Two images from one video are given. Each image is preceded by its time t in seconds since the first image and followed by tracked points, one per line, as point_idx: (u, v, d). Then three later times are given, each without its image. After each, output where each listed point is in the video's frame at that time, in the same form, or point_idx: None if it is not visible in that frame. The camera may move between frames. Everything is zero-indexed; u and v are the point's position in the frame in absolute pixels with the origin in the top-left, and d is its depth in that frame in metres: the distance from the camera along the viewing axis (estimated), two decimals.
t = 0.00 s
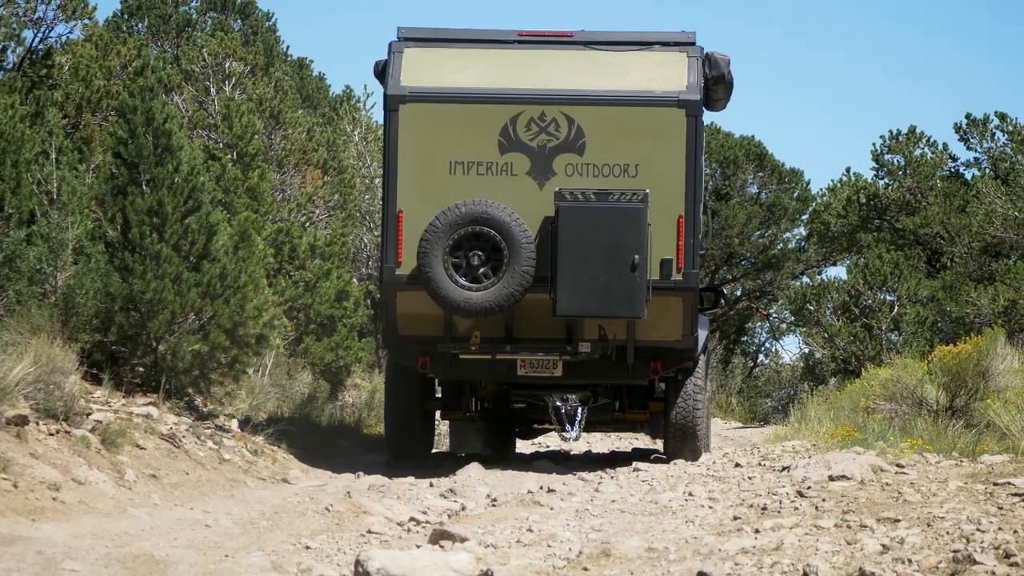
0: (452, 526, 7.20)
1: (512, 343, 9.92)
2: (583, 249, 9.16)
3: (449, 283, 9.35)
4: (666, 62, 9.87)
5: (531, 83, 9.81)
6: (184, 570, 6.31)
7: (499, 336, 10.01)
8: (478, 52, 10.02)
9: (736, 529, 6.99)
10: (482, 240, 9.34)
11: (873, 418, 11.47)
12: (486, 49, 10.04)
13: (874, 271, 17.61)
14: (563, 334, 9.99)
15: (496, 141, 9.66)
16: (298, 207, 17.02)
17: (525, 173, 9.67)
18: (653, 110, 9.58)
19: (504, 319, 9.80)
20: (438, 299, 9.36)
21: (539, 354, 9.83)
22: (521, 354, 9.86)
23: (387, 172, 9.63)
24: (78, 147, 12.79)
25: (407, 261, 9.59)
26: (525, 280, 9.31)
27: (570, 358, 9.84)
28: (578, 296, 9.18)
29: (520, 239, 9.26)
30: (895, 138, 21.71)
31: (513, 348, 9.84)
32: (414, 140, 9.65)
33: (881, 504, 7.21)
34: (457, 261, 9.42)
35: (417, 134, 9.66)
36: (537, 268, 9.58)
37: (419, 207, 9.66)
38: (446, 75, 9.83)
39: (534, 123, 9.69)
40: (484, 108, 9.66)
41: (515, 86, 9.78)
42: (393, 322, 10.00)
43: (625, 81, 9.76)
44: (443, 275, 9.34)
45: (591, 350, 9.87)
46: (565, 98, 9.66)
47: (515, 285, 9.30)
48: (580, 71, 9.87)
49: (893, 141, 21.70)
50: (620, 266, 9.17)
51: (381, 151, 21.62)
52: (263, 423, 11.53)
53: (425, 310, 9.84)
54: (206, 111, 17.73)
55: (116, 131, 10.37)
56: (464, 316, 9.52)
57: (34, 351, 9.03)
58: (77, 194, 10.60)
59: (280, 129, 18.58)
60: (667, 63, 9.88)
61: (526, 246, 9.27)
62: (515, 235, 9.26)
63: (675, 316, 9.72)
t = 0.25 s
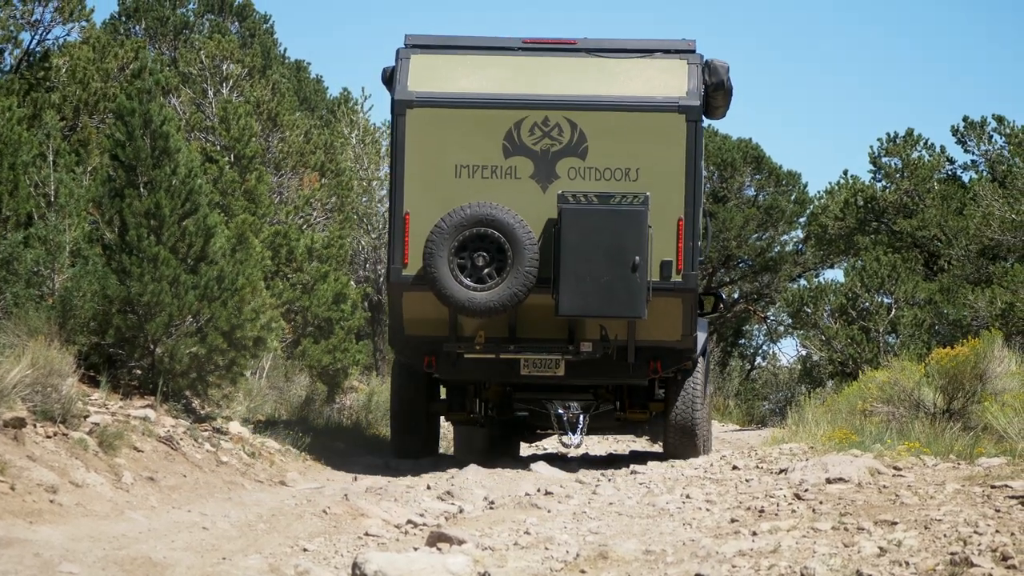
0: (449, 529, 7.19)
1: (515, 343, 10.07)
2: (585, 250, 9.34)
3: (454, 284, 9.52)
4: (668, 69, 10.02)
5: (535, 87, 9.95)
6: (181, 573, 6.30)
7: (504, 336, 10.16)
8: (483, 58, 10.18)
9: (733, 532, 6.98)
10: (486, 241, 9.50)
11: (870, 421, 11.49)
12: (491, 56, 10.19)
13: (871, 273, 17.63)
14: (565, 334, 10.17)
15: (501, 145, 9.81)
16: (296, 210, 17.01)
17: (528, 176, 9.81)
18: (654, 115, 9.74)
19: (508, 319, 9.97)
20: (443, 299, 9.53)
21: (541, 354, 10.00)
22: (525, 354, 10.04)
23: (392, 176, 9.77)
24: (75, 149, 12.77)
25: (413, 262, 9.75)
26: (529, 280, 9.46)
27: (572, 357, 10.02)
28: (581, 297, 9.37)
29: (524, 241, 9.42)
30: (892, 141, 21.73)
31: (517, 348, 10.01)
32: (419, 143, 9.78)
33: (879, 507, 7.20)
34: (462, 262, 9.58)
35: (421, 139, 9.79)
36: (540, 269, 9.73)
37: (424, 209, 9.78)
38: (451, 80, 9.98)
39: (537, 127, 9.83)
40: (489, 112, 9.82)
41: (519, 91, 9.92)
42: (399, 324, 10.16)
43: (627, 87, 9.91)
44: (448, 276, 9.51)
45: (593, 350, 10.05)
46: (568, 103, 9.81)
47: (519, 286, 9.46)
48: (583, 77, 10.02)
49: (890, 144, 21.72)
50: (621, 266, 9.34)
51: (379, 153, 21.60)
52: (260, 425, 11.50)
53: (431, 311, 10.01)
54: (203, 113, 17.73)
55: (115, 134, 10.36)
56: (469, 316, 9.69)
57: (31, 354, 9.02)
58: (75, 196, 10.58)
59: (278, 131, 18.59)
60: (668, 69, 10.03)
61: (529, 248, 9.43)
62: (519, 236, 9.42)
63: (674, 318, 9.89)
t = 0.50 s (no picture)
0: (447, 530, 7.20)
1: (517, 350, 10.41)
2: (585, 258, 9.58)
3: (456, 292, 9.76)
4: (664, 79, 10.30)
5: (533, 99, 10.24)
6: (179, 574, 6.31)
7: (505, 342, 10.49)
8: (483, 71, 10.46)
9: (730, 534, 6.98)
10: (487, 250, 9.76)
11: (868, 422, 11.50)
12: (490, 69, 10.47)
13: (870, 275, 17.67)
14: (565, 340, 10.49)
15: (501, 156, 10.08)
16: (294, 211, 17.00)
17: (528, 186, 10.08)
18: (651, 124, 10.00)
19: (509, 326, 10.29)
20: (446, 307, 9.77)
21: (541, 360, 10.33)
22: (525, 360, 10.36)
23: (396, 187, 10.05)
24: (73, 150, 12.75)
25: (416, 270, 10.02)
26: (529, 288, 9.73)
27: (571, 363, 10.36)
28: (580, 304, 9.62)
29: (524, 249, 9.70)
30: (891, 142, 21.74)
31: (518, 355, 10.35)
32: (422, 154, 10.07)
33: (877, 508, 7.21)
34: (463, 270, 9.81)
35: (424, 150, 10.08)
36: (540, 276, 9.98)
37: (427, 218, 10.07)
38: (453, 93, 10.27)
39: (536, 138, 10.10)
40: (489, 124, 10.10)
41: (518, 103, 10.20)
42: (404, 332, 10.48)
43: (625, 97, 10.18)
44: (451, 284, 9.75)
45: (592, 355, 10.37)
46: (566, 114, 10.08)
47: (519, 293, 9.73)
48: (580, 89, 10.29)
49: (889, 145, 21.74)
50: (620, 273, 9.59)
51: (377, 155, 21.57)
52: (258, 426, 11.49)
53: (434, 319, 10.33)
54: (202, 114, 17.71)
55: (112, 135, 10.34)
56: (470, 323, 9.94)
57: (29, 355, 9.01)
58: (73, 198, 10.58)
59: (276, 132, 18.60)
60: (665, 79, 10.31)
61: (529, 256, 9.70)
62: (519, 245, 9.69)
63: (672, 322, 10.21)
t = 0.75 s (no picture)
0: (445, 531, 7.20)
1: (519, 352, 10.55)
2: (585, 263, 9.76)
3: (459, 297, 9.93)
4: (663, 89, 10.44)
5: (535, 108, 10.39)
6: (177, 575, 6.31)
7: (508, 345, 10.61)
8: (486, 81, 10.60)
9: (728, 534, 6.98)
10: (490, 255, 9.92)
11: (867, 423, 11.50)
12: (492, 78, 10.62)
13: (868, 275, 17.73)
14: (566, 343, 10.60)
15: (503, 163, 10.23)
16: (292, 212, 17.00)
17: (530, 193, 10.22)
18: (650, 132, 10.16)
19: (512, 329, 10.42)
20: (450, 311, 9.94)
21: (543, 362, 10.46)
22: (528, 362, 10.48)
23: (400, 195, 10.21)
24: (71, 151, 12.74)
25: (421, 276, 10.18)
26: (531, 293, 9.87)
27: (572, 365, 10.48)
28: (582, 307, 9.78)
29: (526, 254, 9.83)
30: (889, 143, 21.76)
31: (520, 357, 10.47)
32: (426, 162, 10.22)
33: (876, 509, 7.22)
34: (467, 275, 9.98)
35: (427, 158, 10.22)
36: (542, 281, 10.14)
37: (431, 224, 10.22)
38: (456, 103, 10.42)
39: (538, 146, 10.25)
40: (492, 132, 10.25)
41: (520, 112, 10.35)
42: (408, 335, 10.58)
43: (625, 107, 10.33)
44: (454, 289, 9.92)
45: (593, 358, 10.49)
46: (567, 122, 10.23)
47: (521, 298, 9.88)
48: (580, 98, 10.43)
49: (887, 146, 21.76)
50: (620, 278, 9.75)
51: (375, 155, 21.55)
52: (256, 427, 11.48)
53: (437, 323, 10.45)
54: (200, 115, 17.70)
55: (111, 136, 10.34)
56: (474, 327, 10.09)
57: (26, 356, 9.01)
58: (71, 199, 10.51)
59: (274, 133, 18.60)
60: (663, 88, 10.45)
61: (532, 261, 9.84)
62: (522, 250, 9.83)
63: (671, 325, 10.30)
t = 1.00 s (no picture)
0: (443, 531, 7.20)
1: (522, 353, 10.56)
2: (586, 265, 9.79)
3: (463, 299, 9.95)
4: (662, 95, 10.46)
5: (538, 114, 10.41)
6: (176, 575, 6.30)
7: (511, 346, 10.62)
8: (489, 87, 10.62)
9: (727, 534, 6.99)
10: (493, 258, 9.93)
11: (865, 423, 11.51)
12: (496, 84, 10.63)
13: (867, 275, 17.78)
14: (568, 344, 10.61)
15: (506, 168, 10.25)
16: (291, 212, 17.01)
17: (533, 197, 10.25)
18: (650, 138, 10.18)
19: (514, 330, 10.43)
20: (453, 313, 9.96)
21: (545, 363, 10.48)
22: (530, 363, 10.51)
23: (405, 198, 10.23)
24: (69, 151, 12.73)
25: (426, 278, 10.18)
26: (534, 295, 9.90)
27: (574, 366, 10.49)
28: (583, 309, 9.83)
29: (529, 257, 9.85)
30: (888, 143, 21.77)
31: (523, 358, 10.49)
32: (429, 166, 10.24)
33: (874, 508, 7.23)
34: (470, 277, 10.00)
35: (432, 163, 10.24)
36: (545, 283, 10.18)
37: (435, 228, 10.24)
38: (459, 109, 10.43)
39: (540, 151, 10.28)
40: (495, 137, 10.27)
41: (523, 117, 10.36)
42: (413, 336, 10.57)
43: (625, 112, 10.35)
44: (458, 292, 9.94)
45: (594, 359, 10.50)
46: (568, 127, 10.25)
47: (524, 299, 9.91)
48: (582, 104, 10.46)
49: (885, 146, 21.77)
50: (621, 280, 9.77)
51: (374, 155, 21.53)
52: (254, 427, 11.46)
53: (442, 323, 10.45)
54: (198, 115, 17.69)
55: (109, 136, 10.33)
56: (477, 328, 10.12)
57: (25, 356, 9.01)
58: (70, 199, 10.57)
59: (272, 133, 18.61)
60: (663, 95, 10.47)
61: (534, 264, 9.87)
62: (524, 253, 9.85)
63: (671, 327, 10.32)
